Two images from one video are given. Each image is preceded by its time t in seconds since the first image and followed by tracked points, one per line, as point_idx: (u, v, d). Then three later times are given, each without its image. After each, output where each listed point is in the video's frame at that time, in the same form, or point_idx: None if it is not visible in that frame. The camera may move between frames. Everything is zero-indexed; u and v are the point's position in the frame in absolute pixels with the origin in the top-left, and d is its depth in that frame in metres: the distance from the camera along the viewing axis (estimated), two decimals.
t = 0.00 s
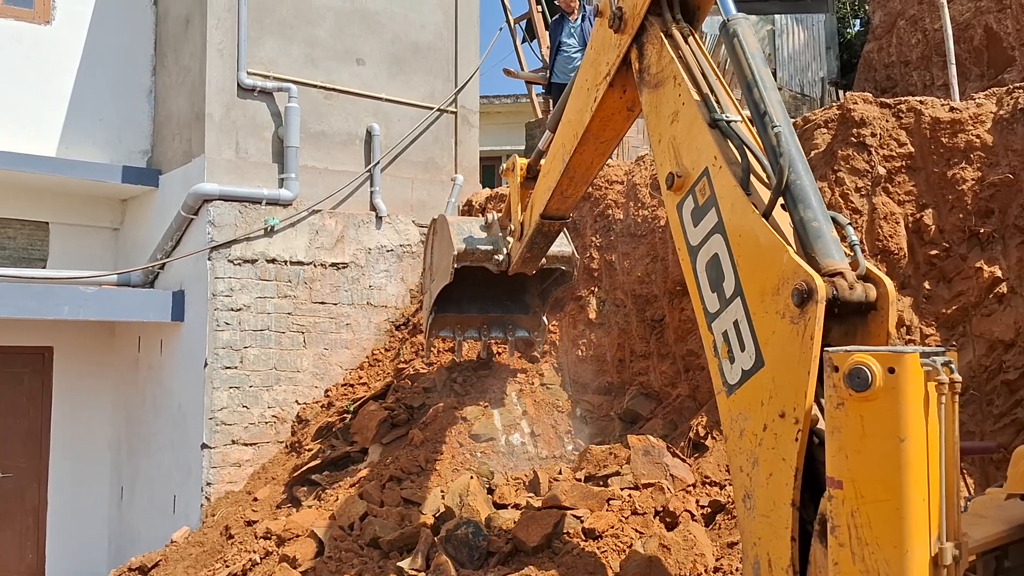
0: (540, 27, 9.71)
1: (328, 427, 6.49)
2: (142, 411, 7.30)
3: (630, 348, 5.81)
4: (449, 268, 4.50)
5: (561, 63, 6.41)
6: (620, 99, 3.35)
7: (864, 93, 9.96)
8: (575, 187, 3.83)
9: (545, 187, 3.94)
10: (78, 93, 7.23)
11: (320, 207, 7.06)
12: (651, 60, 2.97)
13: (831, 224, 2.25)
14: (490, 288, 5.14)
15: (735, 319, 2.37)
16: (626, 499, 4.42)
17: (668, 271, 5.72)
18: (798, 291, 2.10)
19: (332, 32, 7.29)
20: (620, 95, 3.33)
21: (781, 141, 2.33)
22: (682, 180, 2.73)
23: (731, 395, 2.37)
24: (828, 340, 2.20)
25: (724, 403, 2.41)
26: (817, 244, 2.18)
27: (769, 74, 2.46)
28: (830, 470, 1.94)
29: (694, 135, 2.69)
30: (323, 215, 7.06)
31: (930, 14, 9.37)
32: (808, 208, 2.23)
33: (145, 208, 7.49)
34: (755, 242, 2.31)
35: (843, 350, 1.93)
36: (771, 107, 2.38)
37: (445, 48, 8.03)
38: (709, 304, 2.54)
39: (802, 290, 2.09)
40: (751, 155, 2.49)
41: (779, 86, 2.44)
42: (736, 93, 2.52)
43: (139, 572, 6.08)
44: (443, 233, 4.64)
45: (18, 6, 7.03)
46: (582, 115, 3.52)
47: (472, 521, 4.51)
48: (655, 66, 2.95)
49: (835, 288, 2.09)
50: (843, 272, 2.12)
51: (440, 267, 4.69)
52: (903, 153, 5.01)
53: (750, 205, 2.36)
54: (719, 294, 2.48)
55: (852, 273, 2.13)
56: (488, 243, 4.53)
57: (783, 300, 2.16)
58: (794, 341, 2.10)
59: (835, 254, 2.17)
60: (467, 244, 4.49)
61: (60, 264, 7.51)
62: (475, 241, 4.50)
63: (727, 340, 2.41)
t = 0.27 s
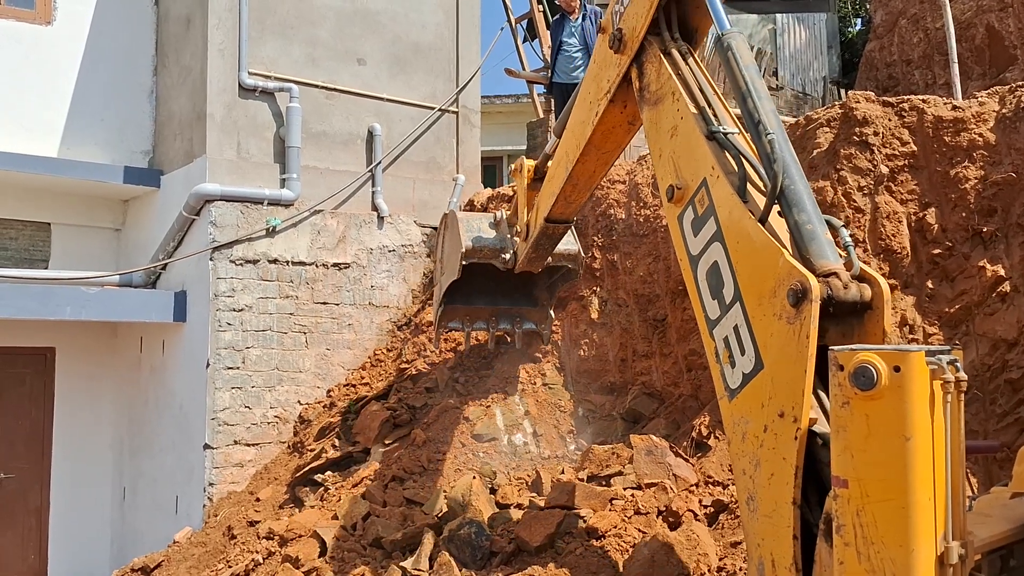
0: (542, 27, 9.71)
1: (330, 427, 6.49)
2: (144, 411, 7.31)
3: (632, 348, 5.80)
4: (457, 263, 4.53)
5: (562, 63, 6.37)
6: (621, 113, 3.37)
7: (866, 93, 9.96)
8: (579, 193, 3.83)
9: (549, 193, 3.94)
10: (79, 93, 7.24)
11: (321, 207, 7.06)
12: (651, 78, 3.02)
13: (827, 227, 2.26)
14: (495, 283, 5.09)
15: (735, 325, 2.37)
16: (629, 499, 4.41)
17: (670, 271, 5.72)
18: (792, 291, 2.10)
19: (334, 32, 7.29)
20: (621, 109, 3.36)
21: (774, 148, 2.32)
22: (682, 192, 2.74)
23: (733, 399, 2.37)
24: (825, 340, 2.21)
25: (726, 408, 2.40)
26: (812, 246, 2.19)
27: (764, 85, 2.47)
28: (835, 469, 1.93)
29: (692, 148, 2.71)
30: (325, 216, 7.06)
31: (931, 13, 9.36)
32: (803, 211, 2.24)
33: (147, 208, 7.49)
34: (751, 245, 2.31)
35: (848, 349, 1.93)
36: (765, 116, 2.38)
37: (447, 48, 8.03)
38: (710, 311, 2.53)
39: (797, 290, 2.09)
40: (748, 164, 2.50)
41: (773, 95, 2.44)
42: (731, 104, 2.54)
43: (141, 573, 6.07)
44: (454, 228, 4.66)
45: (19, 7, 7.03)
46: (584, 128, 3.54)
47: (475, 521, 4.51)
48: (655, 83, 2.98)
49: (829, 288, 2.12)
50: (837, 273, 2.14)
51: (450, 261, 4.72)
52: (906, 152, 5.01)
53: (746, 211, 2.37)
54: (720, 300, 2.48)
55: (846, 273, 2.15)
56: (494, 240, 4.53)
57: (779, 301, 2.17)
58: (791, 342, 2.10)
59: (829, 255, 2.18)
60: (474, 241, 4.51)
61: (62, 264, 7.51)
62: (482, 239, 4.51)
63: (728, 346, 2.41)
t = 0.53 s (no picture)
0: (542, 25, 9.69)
1: (331, 425, 6.49)
2: (145, 411, 7.30)
3: (633, 346, 5.80)
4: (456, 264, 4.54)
5: (563, 61, 6.34)
6: (616, 120, 3.37)
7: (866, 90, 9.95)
8: (575, 196, 3.83)
9: (546, 195, 3.94)
10: (79, 92, 7.23)
11: (322, 205, 7.05)
12: (645, 86, 3.01)
13: (820, 226, 2.27)
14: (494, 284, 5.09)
15: (732, 326, 2.36)
16: (631, 497, 4.40)
17: (672, 268, 5.72)
18: (788, 289, 2.10)
19: (334, 31, 7.28)
20: (616, 116, 3.35)
21: (768, 149, 2.34)
22: (678, 197, 2.73)
23: (732, 400, 2.36)
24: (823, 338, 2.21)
25: (725, 409, 2.39)
26: (806, 244, 2.20)
27: (756, 89, 2.46)
28: (841, 466, 1.93)
29: (687, 153, 2.70)
30: (326, 214, 7.06)
31: (932, 10, 9.36)
32: (797, 211, 2.25)
33: (147, 207, 7.49)
34: (746, 244, 2.31)
35: (853, 346, 1.92)
36: (758, 119, 2.38)
37: (447, 46, 8.02)
38: (708, 313, 2.53)
39: (792, 288, 2.09)
40: (743, 167, 2.50)
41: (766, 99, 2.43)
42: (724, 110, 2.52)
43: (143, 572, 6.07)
44: (450, 229, 4.67)
45: (19, 6, 7.02)
46: (580, 134, 3.53)
47: (477, 519, 4.51)
48: (650, 91, 2.98)
49: (824, 285, 2.13)
50: (832, 270, 2.15)
51: (447, 261, 4.73)
52: (907, 149, 5.00)
53: (741, 213, 2.37)
54: (717, 302, 2.47)
55: (841, 270, 2.16)
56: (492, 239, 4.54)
57: (775, 300, 2.16)
58: (787, 340, 2.10)
59: (823, 253, 2.20)
60: (472, 241, 4.50)
61: (62, 264, 7.51)
62: (480, 240, 4.51)
63: (726, 347, 2.40)
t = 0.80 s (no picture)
0: (542, 24, 9.69)
1: (331, 425, 6.49)
2: (145, 410, 7.31)
3: (633, 345, 5.79)
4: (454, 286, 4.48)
5: (562, 60, 6.31)
6: (612, 131, 3.35)
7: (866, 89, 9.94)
8: (573, 212, 3.79)
9: (543, 213, 3.90)
10: (78, 92, 7.23)
11: (322, 205, 7.05)
12: (640, 96, 3.01)
13: (813, 228, 2.28)
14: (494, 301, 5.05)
15: (728, 327, 2.36)
16: (631, 496, 4.40)
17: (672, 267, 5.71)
18: (782, 289, 2.10)
19: (334, 30, 7.28)
20: (613, 128, 3.34)
21: (761, 154, 2.32)
22: (672, 203, 2.73)
23: (728, 401, 2.36)
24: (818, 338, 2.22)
25: (722, 410, 2.39)
26: (799, 245, 2.21)
27: (749, 95, 2.47)
28: (839, 465, 1.93)
29: (681, 159, 2.70)
30: (326, 214, 7.06)
31: (932, 8, 9.36)
32: (790, 213, 2.26)
33: (147, 207, 7.49)
34: (740, 246, 2.31)
35: (850, 344, 1.92)
36: (751, 124, 2.38)
37: (447, 45, 8.02)
38: (703, 316, 2.52)
39: (787, 287, 2.10)
40: (736, 172, 2.50)
41: (758, 105, 2.45)
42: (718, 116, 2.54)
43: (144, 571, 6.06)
44: (448, 254, 4.62)
45: (19, 6, 7.03)
46: (576, 147, 3.50)
47: (477, 518, 4.51)
48: (644, 100, 2.98)
49: (817, 285, 2.14)
50: (826, 270, 2.16)
51: (445, 284, 4.69)
52: (907, 148, 4.99)
53: (736, 215, 2.37)
54: (712, 305, 2.47)
55: (835, 270, 2.18)
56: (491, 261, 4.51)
57: (770, 300, 2.16)
58: (782, 340, 2.10)
59: (817, 253, 2.20)
60: (470, 264, 4.46)
61: (63, 263, 7.51)
62: (478, 261, 4.47)
63: (722, 348, 2.40)
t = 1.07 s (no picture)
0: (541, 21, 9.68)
1: (331, 423, 6.49)
2: (144, 409, 7.30)
3: (632, 343, 5.77)
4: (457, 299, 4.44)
5: (562, 58, 6.28)
6: (613, 129, 3.35)
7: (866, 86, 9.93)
8: (575, 216, 3.77)
9: (545, 219, 3.89)
10: (77, 91, 7.22)
11: (321, 203, 7.05)
12: (639, 90, 3.00)
13: (812, 223, 2.27)
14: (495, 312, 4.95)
15: (726, 322, 2.36)
16: (630, 493, 4.39)
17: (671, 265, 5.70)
18: (780, 284, 2.10)
19: (332, 28, 7.27)
20: (613, 125, 3.33)
21: (759, 148, 2.31)
22: (671, 197, 2.72)
23: (726, 396, 2.35)
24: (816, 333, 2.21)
25: (720, 405, 2.38)
26: (798, 240, 2.20)
27: (748, 90, 2.47)
28: (834, 461, 1.92)
29: (680, 154, 2.69)
30: (324, 212, 7.05)
31: (932, 5, 9.36)
32: (788, 208, 2.25)
33: (146, 205, 7.48)
34: (739, 241, 2.31)
35: (845, 341, 1.92)
36: (750, 118, 2.37)
37: (446, 43, 8.01)
38: (702, 311, 2.52)
39: (785, 282, 2.09)
40: (735, 167, 2.50)
41: (757, 99, 2.44)
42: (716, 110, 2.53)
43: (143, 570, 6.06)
44: (450, 269, 4.61)
45: (17, 4, 7.01)
46: (577, 146, 3.49)
47: (476, 516, 4.50)
48: (643, 94, 2.97)
49: (816, 280, 2.12)
50: (824, 265, 2.15)
51: (447, 299, 4.66)
52: (906, 145, 4.98)
53: (734, 210, 2.36)
54: (711, 300, 2.46)
55: (833, 265, 2.17)
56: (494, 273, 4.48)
57: (768, 295, 2.16)
58: (779, 335, 2.10)
59: (815, 248, 2.19)
60: (472, 275, 4.43)
61: (61, 262, 7.50)
62: (480, 272, 4.45)
63: (720, 344, 2.39)
